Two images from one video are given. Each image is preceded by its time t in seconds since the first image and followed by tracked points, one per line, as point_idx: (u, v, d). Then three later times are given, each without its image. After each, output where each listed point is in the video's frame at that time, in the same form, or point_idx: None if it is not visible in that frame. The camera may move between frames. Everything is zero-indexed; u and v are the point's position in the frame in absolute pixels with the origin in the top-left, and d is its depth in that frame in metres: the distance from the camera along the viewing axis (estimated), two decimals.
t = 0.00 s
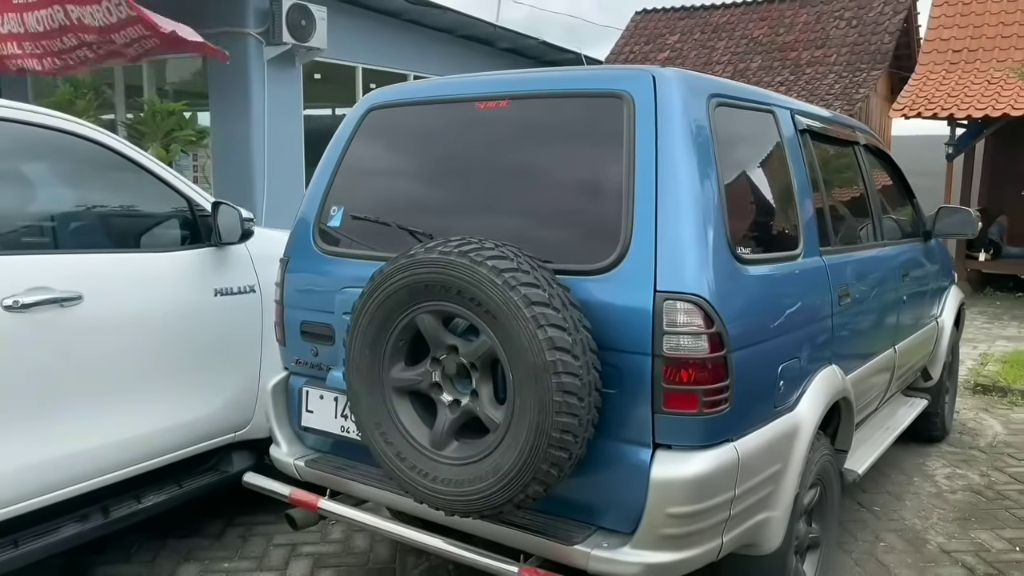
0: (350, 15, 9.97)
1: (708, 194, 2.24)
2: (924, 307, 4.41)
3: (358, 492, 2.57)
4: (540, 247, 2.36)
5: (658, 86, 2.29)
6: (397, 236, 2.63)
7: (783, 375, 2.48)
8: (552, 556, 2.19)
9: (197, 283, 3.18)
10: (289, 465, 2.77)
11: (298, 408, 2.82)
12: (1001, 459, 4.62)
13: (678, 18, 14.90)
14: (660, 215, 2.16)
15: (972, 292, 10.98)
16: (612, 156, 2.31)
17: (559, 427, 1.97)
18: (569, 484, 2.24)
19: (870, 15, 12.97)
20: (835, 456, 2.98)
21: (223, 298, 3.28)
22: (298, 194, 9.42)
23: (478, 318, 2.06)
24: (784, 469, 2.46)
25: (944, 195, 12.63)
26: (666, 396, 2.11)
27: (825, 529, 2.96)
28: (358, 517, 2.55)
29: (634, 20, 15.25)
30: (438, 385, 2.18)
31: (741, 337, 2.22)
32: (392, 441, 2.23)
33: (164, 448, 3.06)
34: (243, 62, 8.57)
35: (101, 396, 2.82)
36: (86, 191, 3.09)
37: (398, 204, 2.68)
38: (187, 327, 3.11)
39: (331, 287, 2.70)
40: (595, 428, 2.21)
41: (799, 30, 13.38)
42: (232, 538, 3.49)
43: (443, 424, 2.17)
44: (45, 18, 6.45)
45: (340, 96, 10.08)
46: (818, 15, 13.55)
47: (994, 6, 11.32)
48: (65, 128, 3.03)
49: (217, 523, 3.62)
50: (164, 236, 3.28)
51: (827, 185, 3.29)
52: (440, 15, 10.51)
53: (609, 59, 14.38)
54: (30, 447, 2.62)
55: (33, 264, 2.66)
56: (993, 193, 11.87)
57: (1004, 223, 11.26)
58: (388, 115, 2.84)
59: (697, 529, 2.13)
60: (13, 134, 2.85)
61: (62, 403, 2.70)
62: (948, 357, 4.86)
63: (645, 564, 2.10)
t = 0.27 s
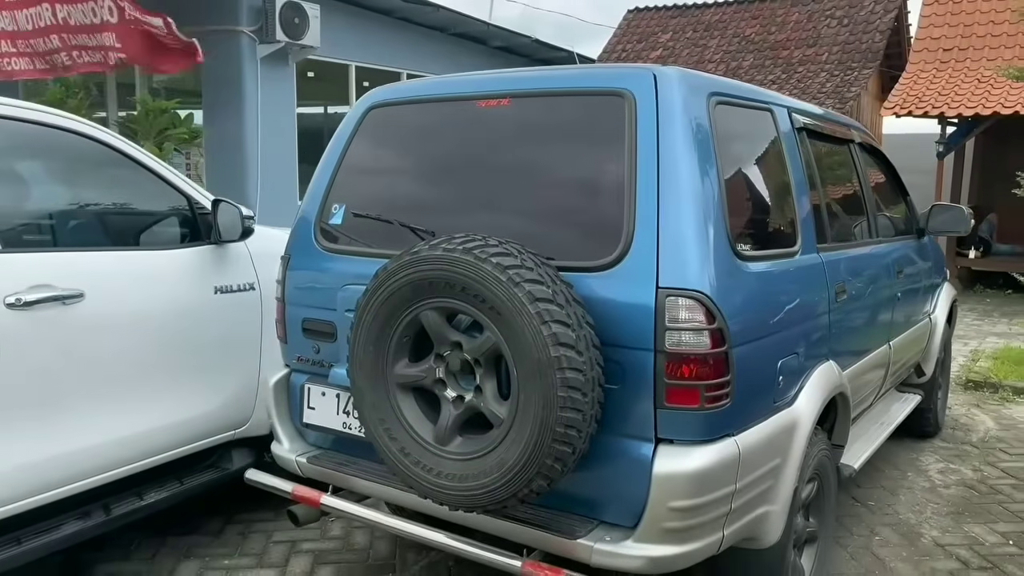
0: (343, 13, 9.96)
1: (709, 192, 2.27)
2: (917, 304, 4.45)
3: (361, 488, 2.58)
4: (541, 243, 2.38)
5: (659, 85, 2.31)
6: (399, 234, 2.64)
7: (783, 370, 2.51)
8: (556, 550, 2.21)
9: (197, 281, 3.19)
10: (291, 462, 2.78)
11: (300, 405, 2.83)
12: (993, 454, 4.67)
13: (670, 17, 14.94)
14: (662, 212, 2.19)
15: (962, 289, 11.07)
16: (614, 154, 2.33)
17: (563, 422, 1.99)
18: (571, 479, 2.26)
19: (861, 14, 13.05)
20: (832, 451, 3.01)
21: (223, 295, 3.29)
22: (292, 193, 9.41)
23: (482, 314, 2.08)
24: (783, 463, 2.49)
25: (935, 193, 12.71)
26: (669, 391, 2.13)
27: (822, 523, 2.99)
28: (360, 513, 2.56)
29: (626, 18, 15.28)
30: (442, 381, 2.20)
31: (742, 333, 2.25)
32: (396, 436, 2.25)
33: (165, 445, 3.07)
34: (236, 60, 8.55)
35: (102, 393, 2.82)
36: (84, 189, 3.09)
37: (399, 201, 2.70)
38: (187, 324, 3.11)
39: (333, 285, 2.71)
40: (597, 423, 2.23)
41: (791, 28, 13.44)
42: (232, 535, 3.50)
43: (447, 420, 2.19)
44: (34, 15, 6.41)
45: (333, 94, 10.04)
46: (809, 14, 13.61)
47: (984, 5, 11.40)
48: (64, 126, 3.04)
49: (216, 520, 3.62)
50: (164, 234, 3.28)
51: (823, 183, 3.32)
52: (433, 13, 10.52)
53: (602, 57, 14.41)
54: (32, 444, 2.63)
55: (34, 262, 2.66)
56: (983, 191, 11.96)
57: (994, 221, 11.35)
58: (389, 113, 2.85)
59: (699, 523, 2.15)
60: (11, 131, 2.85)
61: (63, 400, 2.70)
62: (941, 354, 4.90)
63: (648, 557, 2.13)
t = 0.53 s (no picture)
0: (337, 9, 9.94)
1: (710, 188, 2.28)
2: (912, 300, 4.48)
3: (363, 484, 2.59)
4: (544, 240, 2.39)
5: (661, 82, 2.32)
6: (400, 230, 2.65)
7: (782, 365, 2.54)
8: (559, 544, 2.23)
9: (196, 278, 3.19)
10: (293, 458, 2.79)
11: (301, 401, 2.84)
12: (987, 449, 4.71)
13: (663, 14, 14.96)
14: (664, 208, 2.20)
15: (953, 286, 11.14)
16: (616, 151, 2.34)
17: (567, 417, 2.01)
18: (573, 473, 2.28)
19: (853, 12, 13.10)
20: (830, 446, 3.04)
21: (223, 292, 3.29)
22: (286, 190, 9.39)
23: (487, 310, 2.09)
24: (783, 458, 2.51)
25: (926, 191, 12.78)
26: (671, 386, 2.15)
27: (819, 517, 3.02)
28: (362, 508, 2.57)
29: (619, 16, 15.29)
30: (445, 377, 2.21)
31: (743, 329, 2.27)
32: (400, 432, 2.25)
33: (165, 442, 3.06)
34: (229, 57, 8.52)
35: (102, 390, 2.82)
36: (82, 186, 3.08)
37: (400, 198, 2.70)
38: (187, 320, 3.11)
39: (335, 281, 2.72)
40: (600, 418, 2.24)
41: (784, 26, 13.48)
42: (231, 532, 3.50)
43: (450, 416, 2.20)
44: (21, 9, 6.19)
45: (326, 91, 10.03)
46: (802, 12, 13.66)
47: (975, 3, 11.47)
48: (62, 122, 3.03)
49: (215, 517, 3.62)
50: (163, 231, 3.28)
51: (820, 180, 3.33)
52: (427, 10, 10.51)
53: (595, 54, 14.42)
54: (34, 441, 2.62)
55: (36, 258, 2.66)
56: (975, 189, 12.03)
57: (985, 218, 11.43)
58: (389, 110, 2.85)
59: (701, 517, 2.17)
60: (9, 128, 2.84)
61: (64, 397, 2.70)
62: (935, 349, 4.94)
63: (650, 551, 2.15)
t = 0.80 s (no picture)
0: (333, 6, 9.92)
1: (712, 185, 2.29)
2: (909, 298, 4.50)
3: (365, 480, 2.60)
4: (546, 236, 2.40)
5: (663, 79, 2.33)
6: (402, 226, 2.65)
7: (783, 362, 2.55)
8: (561, 540, 2.24)
9: (197, 274, 3.18)
10: (294, 454, 2.79)
11: (303, 398, 2.84)
12: (983, 446, 4.74)
13: (660, 12, 14.97)
14: (667, 205, 2.21)
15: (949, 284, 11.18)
16: (618, 148, 2.35)
17: (570, 412, 2.01)
18: (575, 468, 2.29)
19: (849, 11, 13.13)
20: (829, 441, 3.05)
21: (223, 289, 3.29)
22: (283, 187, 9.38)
23: (490, 306, 2.10)
24: (783, 454, 2.53)
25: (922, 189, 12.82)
26: (673, 382, 2.15)
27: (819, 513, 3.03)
28: (363, 504, 2.57)
29: (616, 14, 15.29)
30: (448, 373, 2.21)
31: (744, 325, 2.28)
32: (402, 428, 2.26)
33: (166, 439, 3.07)
34: (226, 55, 8.51)
35: (103, 386, 2.82)
36: (83, 182, 3.07)
37: (402, 195, 2.70)
38: (187, 317, 3.11)
39: (336, 278, 2.72)
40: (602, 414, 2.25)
41: (780, 24, 13.51)
42: (231, 528, 3.50)
43: (453, 411, 2.20)
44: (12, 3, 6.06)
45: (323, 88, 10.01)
46: (798, 10, 13.68)
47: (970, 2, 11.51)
48: (63, 118, 3.02)
49: (215, 513, 3.62)
50: (163, 227, 3.27)
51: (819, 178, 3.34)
52: (424, 7, 10.50)
53: (592, 52, 14.43)
54: (35, 437, 2.62)
55: (38, 255, 2.66)
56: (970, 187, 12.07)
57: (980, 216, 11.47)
58: (391, 106, 2.85)
59: (704, 512, 2.18)
60: (8, 123, 2.83)
61: (66, 394, 2.69)
62: (932, 347, 4.96)
63: (652, 546, 2.16)
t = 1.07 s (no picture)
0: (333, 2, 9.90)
1: (716, 182, 2.29)
2: (909, 296, 4.51)
3: (368, 475, 2.60)
4: (549, 233, 2.40)
5: (667, 76, 2.33)
6: (405, 222, 2.65)
7: (786, 358, 2.56)
8: (564, 535, 2.24)
9: (199, 269, 3.18)
10: (297, 449, 2.79)
11: (305, 393, 2.84)
12: (983, 444, 4.75)
13: (660, 9, 14.96)
14: (671, 202, 2.21)
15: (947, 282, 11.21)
16: (621, 144, 2.35)
17: (574, 408, 2.02)
18: (578, 464, 2.29)
19: (849, 9, 13.13)
20: (830, 438, 3.06)
21: (225, 284, 3.28)
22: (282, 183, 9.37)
23: (494, 302, 2.10)
24: (786, 450, 2.53)
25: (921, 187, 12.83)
26: (677, 378, 2.16)
27: (820, 510, 3.04)
28: (366, 499, 2.57)
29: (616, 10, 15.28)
30: (452, 368, 2.21)
31: (747, 321, 2.28)
32: (406, 423, 2.26)
33: (167, 434, 3.06)
34: (226, 51, 8.49)
35: (106, 381, 2.82)
36: (84, 177, 3.07)
37: (404, 191, 2.70)
38: (189, 312, 3.11)
39: (339, 274, 2.72)
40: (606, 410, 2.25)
41: (780, 22, 13.50)
42: (232, 523, 3.51)
43: (457, 407, 2.21)
44: None
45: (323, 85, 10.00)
46: (798, 7, 13.68)
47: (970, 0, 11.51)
48: (62, 113, 3.01)
49: (216, 508, 3.63)
50: (165, 222, 3.27)
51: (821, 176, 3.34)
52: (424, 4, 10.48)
53: (592, 49, 14.42)
54: (38, 432, 2.63)
55: (42, 250, 2.66)
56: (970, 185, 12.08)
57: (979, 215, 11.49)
58: (394, 102, 2.84)
59: (707, 508, 2.18)
60: (7, 118, 2.83)
61: (69, 389, 2.70)
62: (932, 344, 4.97)
63: (656, 542, 2.16)
